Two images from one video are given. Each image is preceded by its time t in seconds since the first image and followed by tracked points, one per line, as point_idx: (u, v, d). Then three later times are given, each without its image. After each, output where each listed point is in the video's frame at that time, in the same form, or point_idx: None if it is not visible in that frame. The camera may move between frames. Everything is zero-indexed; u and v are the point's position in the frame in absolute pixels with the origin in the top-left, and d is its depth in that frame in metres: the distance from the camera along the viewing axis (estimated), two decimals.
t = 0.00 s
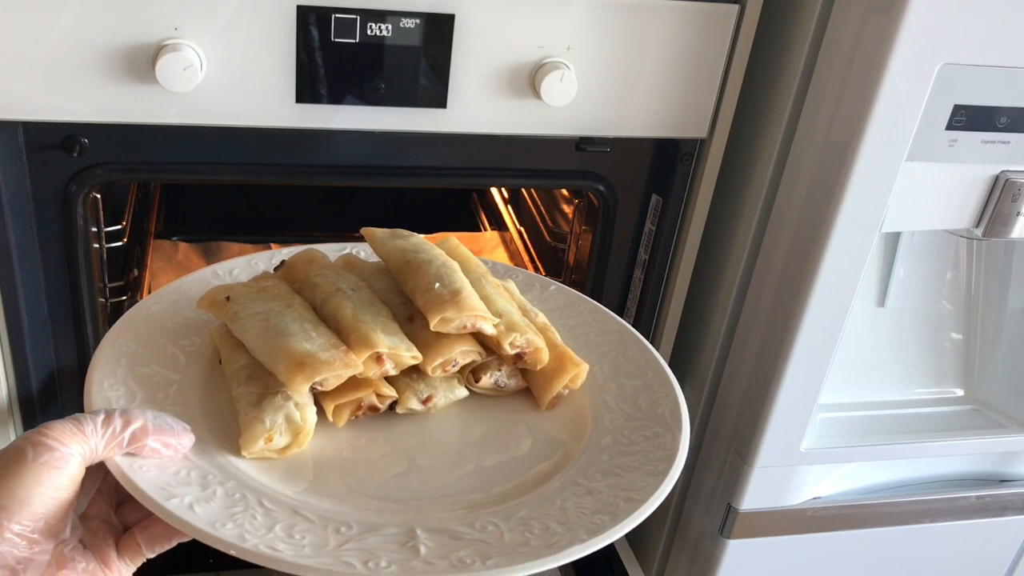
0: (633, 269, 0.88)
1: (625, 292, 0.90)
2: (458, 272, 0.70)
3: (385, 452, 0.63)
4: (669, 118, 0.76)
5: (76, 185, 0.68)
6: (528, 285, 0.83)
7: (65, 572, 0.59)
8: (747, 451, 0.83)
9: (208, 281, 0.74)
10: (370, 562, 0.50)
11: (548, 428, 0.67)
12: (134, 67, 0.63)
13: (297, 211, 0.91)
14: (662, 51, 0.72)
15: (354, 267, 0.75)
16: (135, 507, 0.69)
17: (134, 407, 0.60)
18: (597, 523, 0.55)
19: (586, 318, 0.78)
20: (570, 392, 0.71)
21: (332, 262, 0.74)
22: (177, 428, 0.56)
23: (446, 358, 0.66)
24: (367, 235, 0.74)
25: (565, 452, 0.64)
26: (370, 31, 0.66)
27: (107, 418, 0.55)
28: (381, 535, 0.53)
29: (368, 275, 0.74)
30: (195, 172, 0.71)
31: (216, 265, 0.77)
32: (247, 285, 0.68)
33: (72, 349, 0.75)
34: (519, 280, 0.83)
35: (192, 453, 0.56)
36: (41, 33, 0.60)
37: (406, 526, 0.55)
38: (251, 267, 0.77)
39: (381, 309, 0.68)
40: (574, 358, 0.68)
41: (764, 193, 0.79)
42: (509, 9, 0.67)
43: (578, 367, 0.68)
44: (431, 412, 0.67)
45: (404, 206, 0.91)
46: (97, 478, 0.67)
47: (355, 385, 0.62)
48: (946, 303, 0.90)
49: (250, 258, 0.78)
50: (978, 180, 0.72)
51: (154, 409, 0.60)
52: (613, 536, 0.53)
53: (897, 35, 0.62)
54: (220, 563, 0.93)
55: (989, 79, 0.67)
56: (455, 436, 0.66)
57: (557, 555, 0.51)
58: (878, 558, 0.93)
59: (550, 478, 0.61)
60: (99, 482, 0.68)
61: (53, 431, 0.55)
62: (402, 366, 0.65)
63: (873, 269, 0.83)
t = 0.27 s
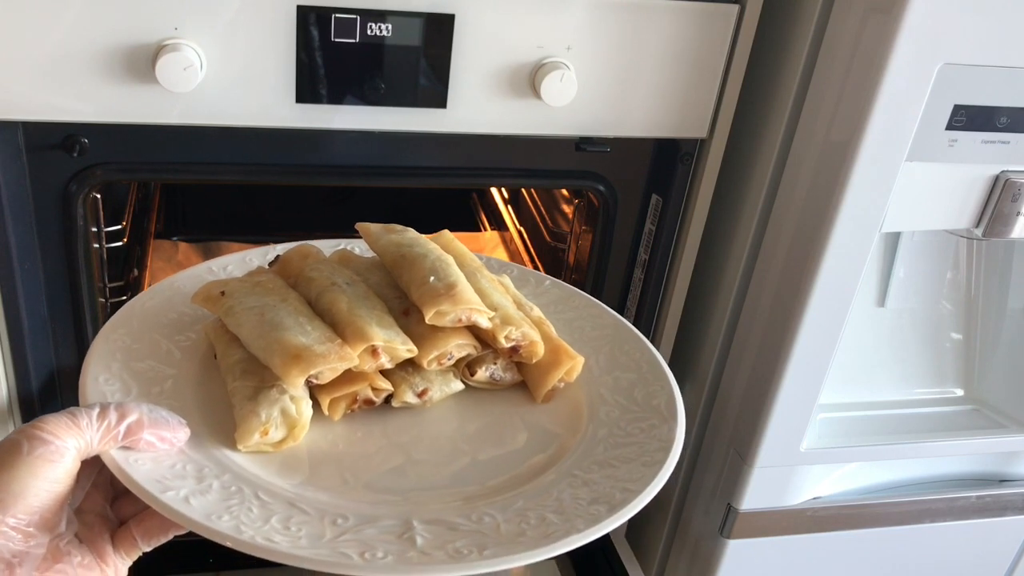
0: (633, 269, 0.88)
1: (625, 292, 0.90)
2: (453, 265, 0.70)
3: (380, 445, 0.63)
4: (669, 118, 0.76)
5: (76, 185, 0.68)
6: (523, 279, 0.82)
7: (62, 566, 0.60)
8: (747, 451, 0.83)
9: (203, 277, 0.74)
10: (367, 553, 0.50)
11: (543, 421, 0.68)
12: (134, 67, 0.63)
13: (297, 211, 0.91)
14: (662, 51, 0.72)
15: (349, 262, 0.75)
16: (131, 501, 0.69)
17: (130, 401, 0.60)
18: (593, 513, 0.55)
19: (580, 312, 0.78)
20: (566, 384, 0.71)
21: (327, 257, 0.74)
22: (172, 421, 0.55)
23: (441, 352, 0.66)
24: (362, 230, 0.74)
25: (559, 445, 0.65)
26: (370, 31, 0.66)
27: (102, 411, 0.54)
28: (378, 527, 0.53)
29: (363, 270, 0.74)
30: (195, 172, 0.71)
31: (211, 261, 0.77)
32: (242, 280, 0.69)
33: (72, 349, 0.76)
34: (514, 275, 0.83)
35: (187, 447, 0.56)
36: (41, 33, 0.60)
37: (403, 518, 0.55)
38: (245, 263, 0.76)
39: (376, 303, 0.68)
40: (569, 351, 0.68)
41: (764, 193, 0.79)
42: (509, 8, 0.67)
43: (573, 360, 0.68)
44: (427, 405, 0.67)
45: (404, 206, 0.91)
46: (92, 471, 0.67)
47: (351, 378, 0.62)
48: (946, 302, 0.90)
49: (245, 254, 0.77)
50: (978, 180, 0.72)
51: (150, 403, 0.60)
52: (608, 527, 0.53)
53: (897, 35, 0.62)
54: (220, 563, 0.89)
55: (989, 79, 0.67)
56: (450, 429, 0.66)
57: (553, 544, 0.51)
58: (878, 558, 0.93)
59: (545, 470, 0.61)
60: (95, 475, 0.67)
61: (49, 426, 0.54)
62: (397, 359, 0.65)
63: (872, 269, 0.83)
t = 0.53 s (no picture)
0: (633, 269, 0.88)
1: (625, 293, 0.90)
2: (451, 265, 0.70)
3: (379, 444, 0.63)
4: (669, 118, 0.76)
5: (76, 185, 0.68)
6: (520, 280, 0.82)
7: (62, 564, 0.60)
8: (747, 451, 0.83)
9: (201, 277, 0.74)
10: (367, 550, 0.50)
11: (540, 419, 0.68)
12: (134, 67, 0.63)
13: (296, 211, 0.91)
14: (662, 51, 0.72)
15: (348, 263, 0.75)
16: (132, 500, 0.69)
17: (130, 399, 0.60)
18: (592, 510, 0.55)
19: (577, 312, 0.78)
20: (563, 384, 0.71)
21: (325, 257, 0.74)
22: (172, 420, 0.55)
23: (439, 351, 0.66)
24: (360, 231, 0.74)
25: (557, 444, 0.64)
26: (370, 31, 0.66)
27: (103, 410, 0.54)
28: (378, 525, 0.53)
29: (361, 270, 0.74)
30: (194, 171, 0.71)
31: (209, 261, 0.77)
32: (241, 280, 0.68)
33: (71, 349, 0.75)
34: (512, 276, 0.83)
35: (188, 445, 0.56)
36: (41, 33, 0.60)
37: (402, 515, 0.55)
38: (242, 263, 0.76)
39: (375, 303, 0.68)
40: (566, 350, 0.68)
41: (764, 193, 0.79)
42: (509, 8, 0.67)
43: (571, 360, 0.68)
44: (425, 404, 0.67)
45: (404, 206, 0.91)
46: (93, 470, 0.67)
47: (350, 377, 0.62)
48: (946, 302, 0.90)
49: (243, 254, 0.77)
50: (978, 180, 0.72)
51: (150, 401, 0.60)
52: (607, 524, 0.54)
53: (897, 35, 0.62)
54: (221, 563, 0.87)
55: (989, 79, 0.67)
56: (449, 429, 0.66)
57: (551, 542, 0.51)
58: (878, 558, 0.93)
59: (542, 469, 0.61)
60: (96, 474, 0.67)
61: (50, 424, 0.54)
62: (396, 358, 0.65)
63: (872, 269, 0.83)
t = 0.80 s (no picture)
0: (633, 269, 0.88)
1: (625, 293, 0.90)
2: (455, 262, 0.70)
3: (384, 439, 0.63)
4: (669, 118, 0.76)
5: (76, 185, 0.68)
6: (523, 278, 0.82)
7: (72, 560, 0.59)
8: (747, 450, 0.83)
9: (206, 278, 0.74)
10: (376, 542, 0.50)
11: (545, 414, 0.68)
12: (134, 67, 0.63)
13: (296, 211, 0.91)
14: (662, 51, 0.72)
15: (352, 261, 0.74)
16: (140, 496, 0.69)
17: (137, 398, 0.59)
18: (600, 501, 0.55)
19: (580, 308, 0.78)
20: (568, 378, 0.71)
21: (329, 255, 0.74)
22: (179, 416, 0.55)
23: (444, 346, 0.66)
24: (363, 229, 0.75)
25: (561, 439, 0.64)
26: (370, 31, 0.66)
27: (111, 406, 0.54)
28: (386, 517, 0.53)
29: (365, 268, 0.74)
30: (193, 171, 0.71)
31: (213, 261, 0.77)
32: (245, 278, 0.69)
33: (71, 349, 0.75)
34: (514, 273, 0.82)
35: (194, 442, 0.56)
36: (42, 34, 0.60)
37: (410, 508, 0.55)
38: (247, 263, 0.76)
39: (380, 299, 0.68)
40: (571, 345, 0.68)
41: (764, 193, 0.79)
42: (509, 8, 0.67)
43: (576, 354, 0.68)
44: (431, 400, 0.67)
45: (404, 206, 0.91)
46: (100, 467, 0.67)
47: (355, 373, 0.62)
48: (946, 303, 0.90)
49: (247, 254, 0.77)
50: (978, 180, 0.72)
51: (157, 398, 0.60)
52: (615, 515, 0.53)
53: (897, 35, 0.62)
54: (221, 563, 0.86)
55: (989, 79, 0.67)
56: (454, 425, 0.66)
57: (559, 533, 0.51)
58: (878, 558, 0.93)
59: (547, 463, 0.61)
60: (103, 471, 0.67)
61: (59, 420, 0.55)
62: (402, 354, 0.65)
63: (873, 268, 0.83)
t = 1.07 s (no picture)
0: (633, 269, 0.88)
1: (624, 294, 0.90)
2: (460, 254, 0.70)
3: (390, 431, 0.63)
4: (669, 118, 0.76)
5: (76, 185, 0.68)
6: (528, 270, 0.82)
7: (79, 551, 0.60)
8: (747, 450, 0.83)
9: (212, 270, 0.74)
10: (382, 532, 0.50)
11: (551, 407, 0.68)
12: (135, 67, 0.63)
13: (296, 211, 0.91)
14: (662, 51, 0.72)
15: (356, 254, 0.74)
16: (146, 488, 0.69)
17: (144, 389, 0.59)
18: (605, 491, 0.55)
19: (584, 301, 0.78)
20: (573, 370, 0.71)
21: (334, 248, 0.74)
22: (186, 408, 0.55)
23: (450, 338, 0.67)
24: (369, 222, 0.75)
25: (565, 431, 0.64)
26: (370, 31, 0.66)
27: (117, 398, 0.54)
28: (392, 508, 0.53)
29: (370, 261, 0.74)
30: (191, 171, 0.71)
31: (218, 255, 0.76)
32: (250, 271, 0.68)
33: (72, 349, 0.75)
34: (519, 266, 0.82)
35: (200, 433, 0.56)
36: (43, 33, 0.60)
37: (416, 500, 0.55)
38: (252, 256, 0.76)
39: (385, 292, 0.68)
40: (576, 337, 0.68)
41: (764, 193, 0.79)
42: (509, 8, 0.67)
43: (581, 346, 0.68)
44: (436, 392, 0.67)
45: (404, 206, 0.91)
46: (108, 458, 0.67)
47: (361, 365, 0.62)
48: (946, 302, 0.90)
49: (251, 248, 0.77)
50: (978, 181, 0.72)
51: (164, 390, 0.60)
52: (620, 506, 0.53)
53: (897, 35, 0.62)
54: (221, 563, 0.86)
55: (989, 79, 0.67)
56: (459, 417, 0.65)
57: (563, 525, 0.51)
58: (878, 558, 0.93)
59: (552, 455, 0.61)
60: (110, 462, 0.67)
61: (65, 412, 0.54)
62: (407, 346, 0.66)
63: (873, 268, 0.83)
